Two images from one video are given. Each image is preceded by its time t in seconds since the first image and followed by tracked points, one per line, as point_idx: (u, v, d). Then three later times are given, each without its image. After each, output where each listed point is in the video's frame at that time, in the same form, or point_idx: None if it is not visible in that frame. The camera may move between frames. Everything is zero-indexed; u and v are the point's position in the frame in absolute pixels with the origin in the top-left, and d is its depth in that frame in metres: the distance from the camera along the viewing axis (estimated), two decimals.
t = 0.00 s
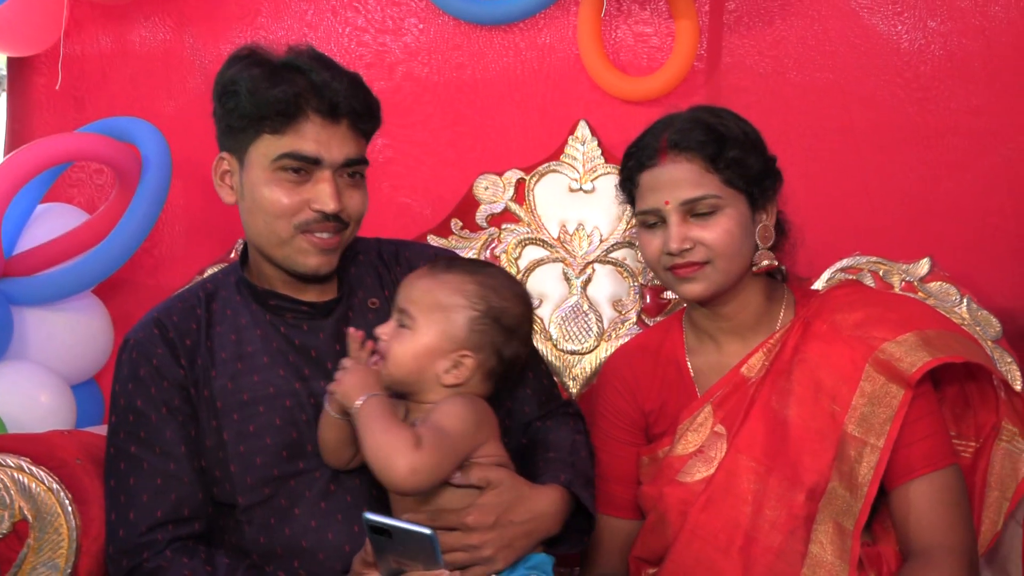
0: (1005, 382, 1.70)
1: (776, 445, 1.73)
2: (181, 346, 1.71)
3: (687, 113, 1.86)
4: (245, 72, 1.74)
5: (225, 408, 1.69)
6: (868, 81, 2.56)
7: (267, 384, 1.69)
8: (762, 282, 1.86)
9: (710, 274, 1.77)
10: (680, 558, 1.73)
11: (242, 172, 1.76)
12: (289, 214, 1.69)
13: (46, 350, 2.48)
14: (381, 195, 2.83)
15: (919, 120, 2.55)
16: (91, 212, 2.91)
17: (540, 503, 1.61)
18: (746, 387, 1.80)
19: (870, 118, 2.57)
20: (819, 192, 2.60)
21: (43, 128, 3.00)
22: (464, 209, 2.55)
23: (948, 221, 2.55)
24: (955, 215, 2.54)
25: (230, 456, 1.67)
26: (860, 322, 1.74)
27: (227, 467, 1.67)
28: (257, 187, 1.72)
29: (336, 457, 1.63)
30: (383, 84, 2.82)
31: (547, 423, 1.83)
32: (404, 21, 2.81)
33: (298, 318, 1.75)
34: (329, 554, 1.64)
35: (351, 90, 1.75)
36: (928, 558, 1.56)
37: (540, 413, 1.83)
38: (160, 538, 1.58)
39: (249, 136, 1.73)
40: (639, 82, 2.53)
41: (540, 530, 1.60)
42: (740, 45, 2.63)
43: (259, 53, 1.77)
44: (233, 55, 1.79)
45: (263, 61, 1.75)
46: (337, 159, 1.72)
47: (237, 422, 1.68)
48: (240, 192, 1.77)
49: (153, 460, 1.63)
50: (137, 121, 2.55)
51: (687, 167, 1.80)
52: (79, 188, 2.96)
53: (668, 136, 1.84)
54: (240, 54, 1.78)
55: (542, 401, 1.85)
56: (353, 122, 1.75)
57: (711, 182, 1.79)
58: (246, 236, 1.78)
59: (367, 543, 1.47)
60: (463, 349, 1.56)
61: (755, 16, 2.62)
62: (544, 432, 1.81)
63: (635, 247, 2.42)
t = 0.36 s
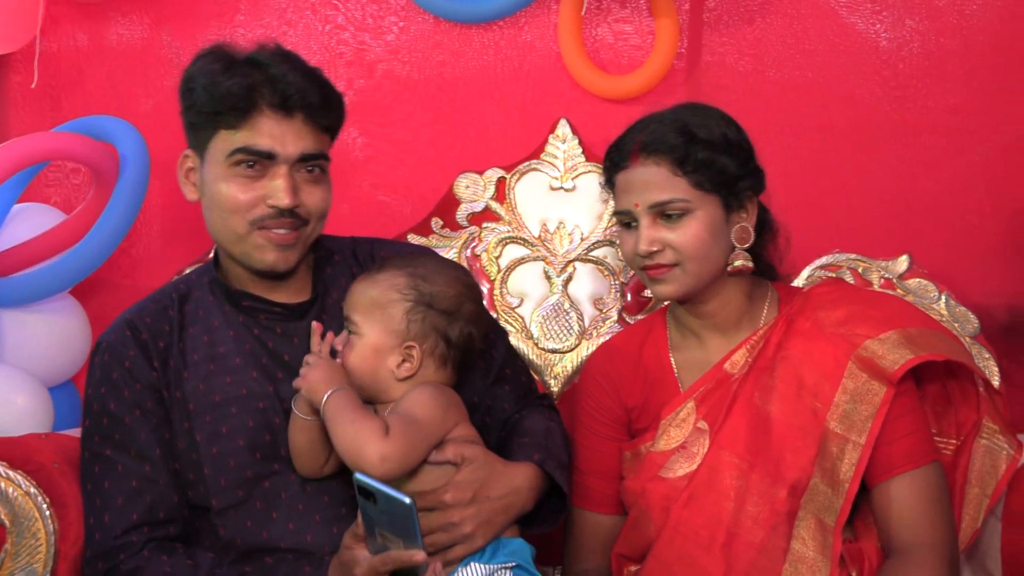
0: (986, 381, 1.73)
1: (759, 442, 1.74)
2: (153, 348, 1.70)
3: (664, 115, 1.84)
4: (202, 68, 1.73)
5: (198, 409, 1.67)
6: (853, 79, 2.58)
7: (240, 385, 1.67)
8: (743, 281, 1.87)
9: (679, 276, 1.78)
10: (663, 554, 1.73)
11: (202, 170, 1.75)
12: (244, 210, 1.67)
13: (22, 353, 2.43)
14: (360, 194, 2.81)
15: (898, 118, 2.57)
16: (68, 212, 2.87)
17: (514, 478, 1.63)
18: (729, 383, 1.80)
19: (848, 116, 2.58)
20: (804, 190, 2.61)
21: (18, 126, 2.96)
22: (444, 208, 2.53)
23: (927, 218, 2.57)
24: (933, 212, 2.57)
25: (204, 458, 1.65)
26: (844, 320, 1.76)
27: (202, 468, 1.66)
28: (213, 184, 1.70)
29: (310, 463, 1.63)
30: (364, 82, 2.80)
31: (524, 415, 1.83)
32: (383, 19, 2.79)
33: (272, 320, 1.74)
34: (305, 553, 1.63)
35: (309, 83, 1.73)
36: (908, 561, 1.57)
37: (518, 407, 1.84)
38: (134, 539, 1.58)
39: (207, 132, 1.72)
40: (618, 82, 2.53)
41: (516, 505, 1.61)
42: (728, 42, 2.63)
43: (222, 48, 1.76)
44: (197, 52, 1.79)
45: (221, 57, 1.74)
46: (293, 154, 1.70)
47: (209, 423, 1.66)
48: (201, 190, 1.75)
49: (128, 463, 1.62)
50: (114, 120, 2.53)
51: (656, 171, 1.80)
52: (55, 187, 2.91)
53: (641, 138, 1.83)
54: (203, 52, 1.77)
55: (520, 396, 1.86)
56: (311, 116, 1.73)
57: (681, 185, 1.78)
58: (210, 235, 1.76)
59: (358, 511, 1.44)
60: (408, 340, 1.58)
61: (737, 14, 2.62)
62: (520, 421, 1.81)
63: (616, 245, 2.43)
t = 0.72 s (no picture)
0: (973, 386, 1.75)
1: (748, 448, 1.74)
2: (128, 353, 1.69)
3: (645, 122, 1.84)
4: (154, 80, 1.70)
5: (176, 410, 1.66)
6: (833, 84, 2.60)
7: (216, 382, 1.67)
8: (728, 288, 1.88)
9: (659, 284, 1.79)
10: (653, 561, 1.73)
11: (161, 183, 1.74)
12: (206, 222, 1.67)
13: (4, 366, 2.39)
14: (345, 203, 2.80)
15: (877, 121, 2.59)
16: (49, 224, 2.84)
17: (511, 440, 1.66)
18: (718, 388, 1.81)
19: (828, 120, 2.60)
20: (788, 194, 2.63)
21: None
22: (429, 215, 2.53)
23: (909, 220, 2.59)
24: (914, 214, 2.59)
25: (186, 458, 1.64)
26: (833, 324, 1.77)
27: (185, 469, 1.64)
28: (174, 197, 1.70)
29: (309, 451, 1.61)
30: (346, 90, 2.79)
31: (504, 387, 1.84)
32: (363, 27, 2.78)
33: (244, 319, 1.75)
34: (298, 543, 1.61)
35: (262, 91, 1.72)
36: (895, 564, 1.57)
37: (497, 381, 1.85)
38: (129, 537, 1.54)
39: (164, 145, 1.70)
40: (598, 88, 2.54)
41: (514, 465, 1.64)
42: (710, 48, 2.65)
43: (175, 57, 1.73)
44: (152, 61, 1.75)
45: (177, 67, 1.71)
46: (252, 163, 1.69)
47: (189, 423, 1.65)
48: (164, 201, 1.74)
49: (115, 465, 1.59)
50: (92, 130, 2.53)
51: (634, 179, 1.80)
52: (35, 200, 2.88)
53: (622, 146, 1.83)
54: (152, 62, 1.74)
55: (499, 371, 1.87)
56: (267, 123, 1.72)
57: (659, 194, 1.78)
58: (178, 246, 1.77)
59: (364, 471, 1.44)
60: (431, 330, 1.57)
61: (718, 20, 2.64)
62: (501, 393, 1.81)
63: (600, 251, 2.44)
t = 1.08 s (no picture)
0: (962, 389, 1.74)
1: (739, 451, 1.74)
2: (119, 355, 1.67)
3: (633, 129, 1.84)
4: (136, 84, 1.71)
5: (169, 412, 1.65)
6: (821, 89, 2.61)
7: (209, 383, 1.67)
8: (717, 291, 1.89)
9: (646, 289, 1.80)
10: (644, 563, 1.73)
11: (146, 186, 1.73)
12: (192, 224, 1.66)
13: None
14: (334, 208, 2.80)
15: (864, 126, 2.61)
16: (36, 231, 2.82)
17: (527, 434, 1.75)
18: (710, 391, 1.81)
19: (816, 125, 2.62)
20: (777, 199, 2.64)
21: None
22: (419, 221, 2.53)
23: (896, 225, 2.61)
24: (901, 218, 2.60)
25: (181, 460, 1.63)
26: (824, 328, 1.77)
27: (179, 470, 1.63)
28: (158, 199, 1.69)
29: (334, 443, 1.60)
30: (336, 96, 2.79)
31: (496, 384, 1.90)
32: (352, 32, 2.78)
33: (232, 319, 1.74)
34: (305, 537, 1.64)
35: (244, 92, 1.73)
36: (884, 566, 1.57)
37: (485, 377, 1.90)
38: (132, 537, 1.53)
39: (148, 149, 1.70)
40: (587, 94, 2.55)
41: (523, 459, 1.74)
42: (698, 54, 2.66)
43: (158, 62, 1.73)
44: (134, 66, 1.76)
45: (159, 70, 1.71)
46: (235, 165, 1.69)
47: (183, 424, 1.64)
48: (148, 205, 1.74)
49: (114, 464, 1.57)
50: (80, 137, 2.53)
51: (621, 186, 1.81)
52: (23, 206, 2.86)
53: (609, 152, 1.84)
54: (134, 67, 1.75)
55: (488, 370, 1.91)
56: (249, 124, 1.72)
57: (645, 201, 1.79)
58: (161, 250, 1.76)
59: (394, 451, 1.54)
60: (457, 314, 1.73)
61: (706, 26, 2.65)
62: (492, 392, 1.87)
63: (590, 256, 2.44)
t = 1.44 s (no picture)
0: (942, 390, 1.77)
1: (721, 454, 1.75)
2: (103, 391, 1.65)
3: (612, 134, 1.84)
4: (138, 107, 1.69)
5: (157, 449, 1.65)
6: (796, 92, 2.64)
7: (197, 420, 1.66)
8: (700, 295, 1.89)
9: (624, 293, 1.82)
10: (627, 565, 1.75)
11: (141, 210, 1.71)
12: (187, 252, 1.64)
13: None
14: (313, 214, 2.78)
15: (839, 127, 2.63)
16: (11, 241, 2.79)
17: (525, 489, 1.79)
18: (692, 395, 1.81)
19: (792, 127, 2.64)
20: (755, 201, 2.66)
21: None
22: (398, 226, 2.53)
23: (872, 224, 2.64)
24: (877, 218, 2.63)
25: (169, 497, 1.63)
26: (805, 332, 1.78)
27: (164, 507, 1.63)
28: (154, 225, 1.67)
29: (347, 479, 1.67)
30: (313, 102, 2.78)
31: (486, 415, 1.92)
32: (329, 39, 2.77)
33: (221, 350, 1.73)
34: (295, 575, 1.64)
35: (251, 124, 1.72)
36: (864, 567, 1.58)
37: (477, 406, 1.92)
38: None
39: (145, 173, 1.68)
40: (565, 98, 2.56)
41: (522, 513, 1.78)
42: (674, 57, 2.68)
43: (159, 84, 1.72)
44: (135, 87, 1.75)
45: (162, 94, 1.70)
46: (235, 195, 1.67)
47: (171, 462, 1.64)
48: (142, 229, 1.72)
49: (92, 509, 1.57)
50: (54, 146, 2.51)
51: (598, 191, 1.82)
52: None
53: (587, 157, 1.85)
54: (138, 89, 1.73)
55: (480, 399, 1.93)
56: (251, 154, 1.71)
57: (621, 206, 1.80)
58: (152, 273, 1.73)
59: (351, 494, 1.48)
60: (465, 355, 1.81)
61: (682, 29, 2.67)
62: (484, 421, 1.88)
63: (569, 259, 2.44)
